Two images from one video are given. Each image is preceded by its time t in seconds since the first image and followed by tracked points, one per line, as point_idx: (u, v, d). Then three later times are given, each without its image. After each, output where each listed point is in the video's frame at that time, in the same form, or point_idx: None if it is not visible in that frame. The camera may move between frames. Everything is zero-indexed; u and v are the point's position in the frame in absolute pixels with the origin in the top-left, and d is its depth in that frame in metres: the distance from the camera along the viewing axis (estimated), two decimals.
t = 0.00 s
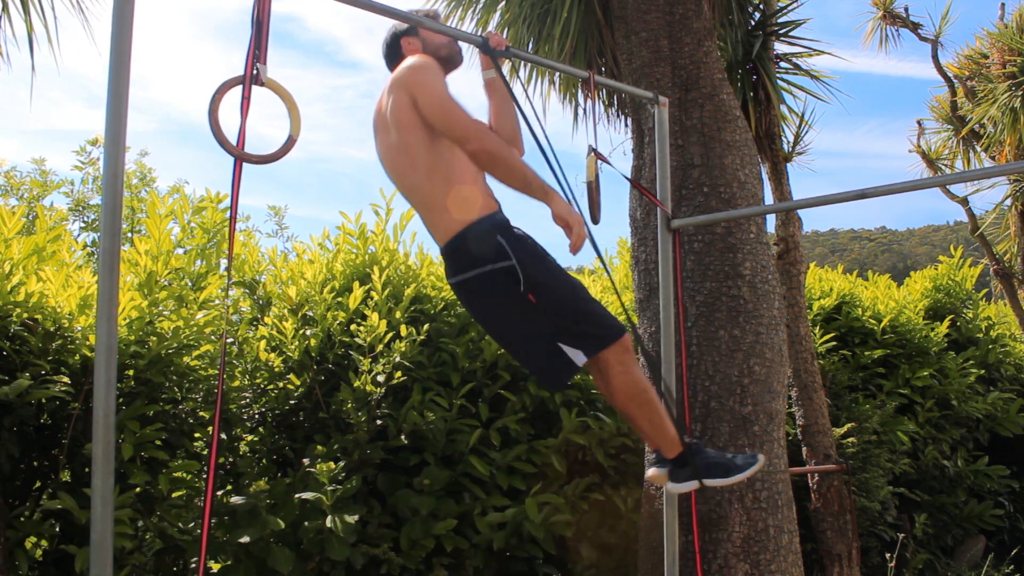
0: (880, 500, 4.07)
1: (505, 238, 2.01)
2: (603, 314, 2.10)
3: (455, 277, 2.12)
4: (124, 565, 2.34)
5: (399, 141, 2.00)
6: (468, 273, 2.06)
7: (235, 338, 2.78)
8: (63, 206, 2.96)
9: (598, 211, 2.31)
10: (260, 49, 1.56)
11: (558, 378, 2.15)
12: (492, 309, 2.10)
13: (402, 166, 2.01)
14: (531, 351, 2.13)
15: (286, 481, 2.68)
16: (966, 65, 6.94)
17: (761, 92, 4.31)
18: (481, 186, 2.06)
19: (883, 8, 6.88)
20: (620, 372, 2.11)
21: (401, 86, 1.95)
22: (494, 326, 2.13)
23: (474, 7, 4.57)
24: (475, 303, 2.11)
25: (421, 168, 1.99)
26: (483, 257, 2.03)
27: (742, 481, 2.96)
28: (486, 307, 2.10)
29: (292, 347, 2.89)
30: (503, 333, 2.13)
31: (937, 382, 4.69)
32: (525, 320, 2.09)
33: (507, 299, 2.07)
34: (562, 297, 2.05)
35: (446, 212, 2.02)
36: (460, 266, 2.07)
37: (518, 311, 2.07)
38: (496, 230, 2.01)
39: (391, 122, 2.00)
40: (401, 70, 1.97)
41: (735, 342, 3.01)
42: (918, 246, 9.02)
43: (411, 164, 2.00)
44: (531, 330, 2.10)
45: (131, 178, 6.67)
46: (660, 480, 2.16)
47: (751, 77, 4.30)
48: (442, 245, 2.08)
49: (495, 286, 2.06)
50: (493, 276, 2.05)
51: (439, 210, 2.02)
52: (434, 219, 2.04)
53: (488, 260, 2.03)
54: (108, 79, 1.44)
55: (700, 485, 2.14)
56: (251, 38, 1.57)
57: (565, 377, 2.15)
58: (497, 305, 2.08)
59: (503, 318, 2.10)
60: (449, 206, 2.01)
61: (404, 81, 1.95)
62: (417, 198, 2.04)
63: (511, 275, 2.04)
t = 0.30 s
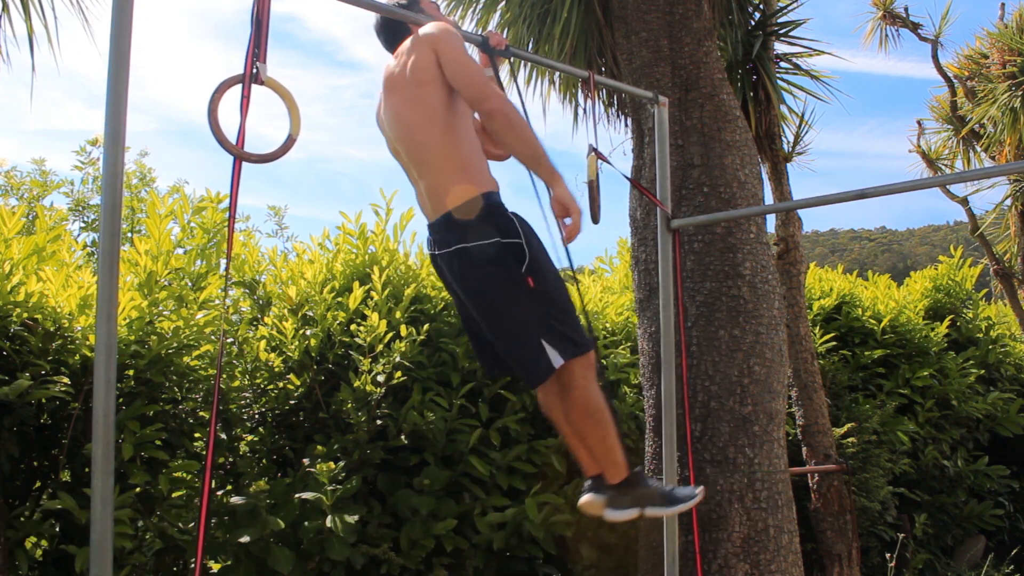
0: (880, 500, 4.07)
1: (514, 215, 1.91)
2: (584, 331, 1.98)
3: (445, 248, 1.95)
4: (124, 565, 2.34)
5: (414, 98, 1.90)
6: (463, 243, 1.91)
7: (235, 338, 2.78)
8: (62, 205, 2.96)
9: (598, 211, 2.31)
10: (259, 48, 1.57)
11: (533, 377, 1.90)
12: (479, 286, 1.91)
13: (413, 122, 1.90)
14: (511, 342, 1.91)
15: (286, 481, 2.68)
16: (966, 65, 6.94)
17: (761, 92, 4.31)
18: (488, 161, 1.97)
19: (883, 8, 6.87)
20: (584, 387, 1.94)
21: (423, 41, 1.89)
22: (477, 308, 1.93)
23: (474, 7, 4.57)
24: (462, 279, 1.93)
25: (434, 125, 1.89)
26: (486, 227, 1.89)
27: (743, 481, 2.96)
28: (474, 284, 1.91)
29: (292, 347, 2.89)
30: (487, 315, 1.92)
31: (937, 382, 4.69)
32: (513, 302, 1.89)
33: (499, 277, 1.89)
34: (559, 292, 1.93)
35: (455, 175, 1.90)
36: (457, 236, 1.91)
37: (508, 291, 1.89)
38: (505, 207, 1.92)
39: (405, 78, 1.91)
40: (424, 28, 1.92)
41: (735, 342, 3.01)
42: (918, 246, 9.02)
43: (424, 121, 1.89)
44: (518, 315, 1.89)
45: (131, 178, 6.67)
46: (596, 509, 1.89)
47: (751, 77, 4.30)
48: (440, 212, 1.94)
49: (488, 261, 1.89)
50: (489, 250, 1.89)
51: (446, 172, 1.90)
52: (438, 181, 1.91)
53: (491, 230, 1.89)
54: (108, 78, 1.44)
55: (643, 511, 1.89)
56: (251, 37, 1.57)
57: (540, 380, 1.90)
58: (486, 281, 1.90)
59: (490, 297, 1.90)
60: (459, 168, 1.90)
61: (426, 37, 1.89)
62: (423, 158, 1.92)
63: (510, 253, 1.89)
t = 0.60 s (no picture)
0: (880, 500, 4.07)
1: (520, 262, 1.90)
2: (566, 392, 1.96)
3: (447, 282, 1.92)
4: (124, 565, 2.34)
5: (432, 131, 1.88)
6: (465, 281, 1.87)
7: (235, 338, 2.78)
8: (63, 206, 2.96)
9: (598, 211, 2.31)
10: (260, 48, 1.56)
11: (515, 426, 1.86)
12: (474, 327, 1.87)
13: (426, 160, 1.89)
14: (496, 388, 1.87)
15: (286, 481, 2.68)
16: (966, 65, 6.94)
17: (761, 92, 4.31)
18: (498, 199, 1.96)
19: (883, 8, 6.87)
20: (554, 453, 1.89)
21: (440, 80, 1.88)
22: (470, 347, 1.89)
23: (474, 7, 4.57)
24: (458, 317, 1.89)
25: (446, 164, 1.87)
26: (490, 271, 1.86)
27: (743, 481, 2.96)
28: (470, 323, 1.87)
29: (292, 347, 2.89)
30: (479, 357, 1.88)
31: (937, 382, 4.69)
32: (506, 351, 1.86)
33: (496, 323, 1.86)
34: (552, 348, 1.91)
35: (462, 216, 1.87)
36: (460, 273, 1.89)
37: (504, 339, 1.85)
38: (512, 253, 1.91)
39: (420, 114, 1.90)
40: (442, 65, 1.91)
41: (735, 342, 3.01)
42: (918, 246, 9.02)
43: (435, 159, 1.87)
44: (508, 365, 1.86)
45: (131, 178, 6.67)
46: (538, 564, 1.91)
47: (751, 77, 4.30)
48: (445, 249, 1.91)
49: (486, 305, 1.86)
50: (490, 295, 1.86)
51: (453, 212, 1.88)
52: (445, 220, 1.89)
53: (494, 275, 1.86)
54: (108, 78, 1.44)
55: None
56: (252, 37, 1.57)
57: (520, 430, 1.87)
58: (483, 323, 1.86)
59: (483, 340, 1.86)
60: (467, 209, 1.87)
61: (445, 76, 1.88)
62: (432, 196, 1.89)
63: (511, 303, 1.86)
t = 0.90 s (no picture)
0: (880, 500, 4.07)
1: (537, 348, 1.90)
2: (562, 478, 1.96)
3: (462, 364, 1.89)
4: (124, 565, 2.34)
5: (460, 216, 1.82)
6: (477, 366, 1.86)
7: (235, 338, 2.78)
8: (62, 206, 2.96)
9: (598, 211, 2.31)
10: (260, 49, 1.56)
11: (518, 513, 1.84)
12: (484, 413, 1.84)
13: (445, 252, 1.84)
14: (505, 476, 1.84)
15: (286, 481, 2.68)
16: (966, 65, 6.94)
17: (761, 92, 4.31)
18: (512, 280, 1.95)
19: (882, 8, 6.87)
20: (549, 528, 1.87)
21: (461, 169, 1.81)
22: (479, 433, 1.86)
23: (474, 7, 4.57)
24: (468, 401, 1.87)
25: (468, 258, 1.83)
26: (504, 358, 1.84)
27: (743, 481, 2.96)
28: (480, 408, 1.85)
29: (292, 347, 2.89)
30: (488, 440, 1.85)
31: (937, 382, 4.69)
32: (516, 440, 1.84)
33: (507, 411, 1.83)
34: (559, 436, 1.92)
35: (484, 310, 1.86)
36: (474, 358, 1.87)
37: (516, 425, 1.83)
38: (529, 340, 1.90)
39: (438, 201, 1.84)
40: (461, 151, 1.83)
41: (735, 342, 3.01)
42: (918, 246, 9.02)
43: (456, 252, 1.83)
44: (518, 453, 1.83)
45: (131, 179, 6.68)
46: None
47: (751, 77, 4.30)
48: (462, 334, 1.89)
49: (497, 391, 1.84)
50: (502, 382, 1.84)
51: (474, 305, 1.86)
52: (465, 312, 1.87)
53: (507, 362, 1.84)
54: (108, 79, 1.44)
55: None
56: (251, 38, 1.57)
57: (525, 515, 1.84)
58: (499, 406, 1.83)
59: (492, 425, 1.83)
60: (489, 302, 1.86)
61: (466, 165, 1.81)
62: (453, 288, 1.87)
63: (524, 391, 1.84)
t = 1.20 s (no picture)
0: (880, 500, 4.06)
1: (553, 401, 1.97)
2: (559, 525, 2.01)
3: (487, 419, 1.91)
4: (124, 565, 2.34)
5: (495, 281, 1.84)
6: (509, 425, 1.88)
7: (235, 338, 2.78)
8: (62, 206, 2.96)
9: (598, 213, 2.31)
10: (260, 49, 1.56)
11: (538, 565, 1.87)
12: (517, 473, 1.87)
13: (481, 313, 1.86)
14: (522, 526, 1.87)
15: (286, 481, 2.68)
16: (965, 65, 6.94)
17: (761, 92, 4.31)
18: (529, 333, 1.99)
19: (883, 8, 6.87)
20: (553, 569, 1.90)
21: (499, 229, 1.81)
22: (506, 489, 1.89)
23: (474, 7, 4.57)
24: (495, 457, 1.89)
25: (505, 317, 1.86)
26: (534, 414, 1.88)
27: (743, 481, 2.96)
28: (511, 467, 1.87)
29: (292, 347, 2.89)
30: (511, 493, 1.88)
31: (937, 382, 4.68)
32: (543, 495, 1.90)
33: (537, 467, 1.89)
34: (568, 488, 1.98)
35: (513, 369, 1.89)
36: (504, 416, 1.88)
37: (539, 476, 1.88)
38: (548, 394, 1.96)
39: (476, 263, 1.85)
40: (494, 210, 1.82)
41: (736, 342, 3.01)
42: (919, 246, 9.02)
43: (494, 314, 1.86)
44: (541, 506, 1.88)
45: (131, 179, 6.68)
46: None
47: (751, 77, 4.30)
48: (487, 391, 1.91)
49: (528, 449, 1.88)
50: (533, 440, 1.88)
51: (503, 362, 1.89)
52: (491, 371, 1.90)
53: (537, 417, 1.88)
54: (109, 79, 1.44)
55: None
56: (252, 38, 1.57)
57: (539, 565, 1.86)
58: (525, 460, 1.87)
59: (519, 481, 1.87)
60: (518, 360, 1.90)
61: (504, 226, 1.81)
62: (483, 347, 1.89)
63: (551, 448, 1.91)
